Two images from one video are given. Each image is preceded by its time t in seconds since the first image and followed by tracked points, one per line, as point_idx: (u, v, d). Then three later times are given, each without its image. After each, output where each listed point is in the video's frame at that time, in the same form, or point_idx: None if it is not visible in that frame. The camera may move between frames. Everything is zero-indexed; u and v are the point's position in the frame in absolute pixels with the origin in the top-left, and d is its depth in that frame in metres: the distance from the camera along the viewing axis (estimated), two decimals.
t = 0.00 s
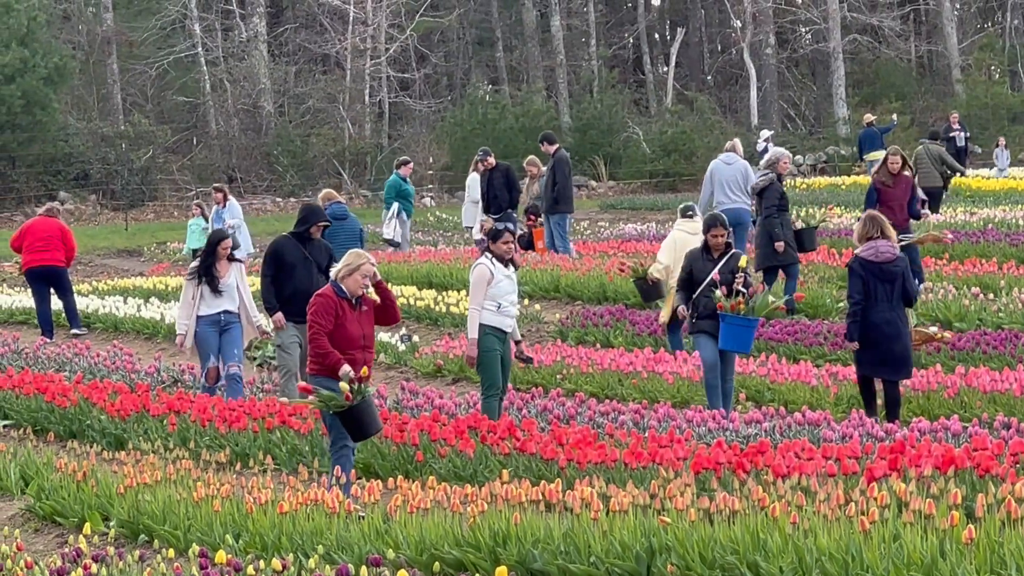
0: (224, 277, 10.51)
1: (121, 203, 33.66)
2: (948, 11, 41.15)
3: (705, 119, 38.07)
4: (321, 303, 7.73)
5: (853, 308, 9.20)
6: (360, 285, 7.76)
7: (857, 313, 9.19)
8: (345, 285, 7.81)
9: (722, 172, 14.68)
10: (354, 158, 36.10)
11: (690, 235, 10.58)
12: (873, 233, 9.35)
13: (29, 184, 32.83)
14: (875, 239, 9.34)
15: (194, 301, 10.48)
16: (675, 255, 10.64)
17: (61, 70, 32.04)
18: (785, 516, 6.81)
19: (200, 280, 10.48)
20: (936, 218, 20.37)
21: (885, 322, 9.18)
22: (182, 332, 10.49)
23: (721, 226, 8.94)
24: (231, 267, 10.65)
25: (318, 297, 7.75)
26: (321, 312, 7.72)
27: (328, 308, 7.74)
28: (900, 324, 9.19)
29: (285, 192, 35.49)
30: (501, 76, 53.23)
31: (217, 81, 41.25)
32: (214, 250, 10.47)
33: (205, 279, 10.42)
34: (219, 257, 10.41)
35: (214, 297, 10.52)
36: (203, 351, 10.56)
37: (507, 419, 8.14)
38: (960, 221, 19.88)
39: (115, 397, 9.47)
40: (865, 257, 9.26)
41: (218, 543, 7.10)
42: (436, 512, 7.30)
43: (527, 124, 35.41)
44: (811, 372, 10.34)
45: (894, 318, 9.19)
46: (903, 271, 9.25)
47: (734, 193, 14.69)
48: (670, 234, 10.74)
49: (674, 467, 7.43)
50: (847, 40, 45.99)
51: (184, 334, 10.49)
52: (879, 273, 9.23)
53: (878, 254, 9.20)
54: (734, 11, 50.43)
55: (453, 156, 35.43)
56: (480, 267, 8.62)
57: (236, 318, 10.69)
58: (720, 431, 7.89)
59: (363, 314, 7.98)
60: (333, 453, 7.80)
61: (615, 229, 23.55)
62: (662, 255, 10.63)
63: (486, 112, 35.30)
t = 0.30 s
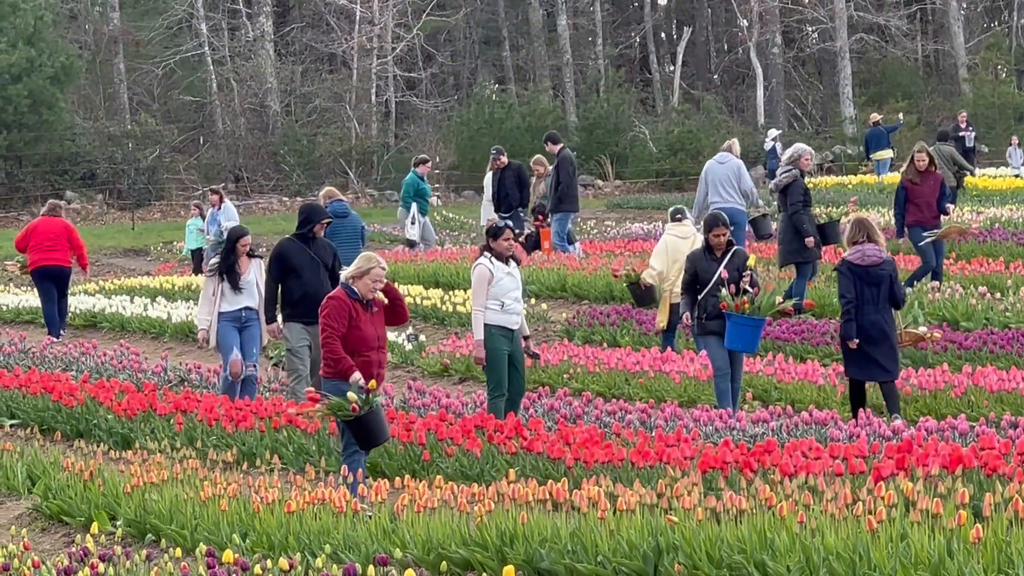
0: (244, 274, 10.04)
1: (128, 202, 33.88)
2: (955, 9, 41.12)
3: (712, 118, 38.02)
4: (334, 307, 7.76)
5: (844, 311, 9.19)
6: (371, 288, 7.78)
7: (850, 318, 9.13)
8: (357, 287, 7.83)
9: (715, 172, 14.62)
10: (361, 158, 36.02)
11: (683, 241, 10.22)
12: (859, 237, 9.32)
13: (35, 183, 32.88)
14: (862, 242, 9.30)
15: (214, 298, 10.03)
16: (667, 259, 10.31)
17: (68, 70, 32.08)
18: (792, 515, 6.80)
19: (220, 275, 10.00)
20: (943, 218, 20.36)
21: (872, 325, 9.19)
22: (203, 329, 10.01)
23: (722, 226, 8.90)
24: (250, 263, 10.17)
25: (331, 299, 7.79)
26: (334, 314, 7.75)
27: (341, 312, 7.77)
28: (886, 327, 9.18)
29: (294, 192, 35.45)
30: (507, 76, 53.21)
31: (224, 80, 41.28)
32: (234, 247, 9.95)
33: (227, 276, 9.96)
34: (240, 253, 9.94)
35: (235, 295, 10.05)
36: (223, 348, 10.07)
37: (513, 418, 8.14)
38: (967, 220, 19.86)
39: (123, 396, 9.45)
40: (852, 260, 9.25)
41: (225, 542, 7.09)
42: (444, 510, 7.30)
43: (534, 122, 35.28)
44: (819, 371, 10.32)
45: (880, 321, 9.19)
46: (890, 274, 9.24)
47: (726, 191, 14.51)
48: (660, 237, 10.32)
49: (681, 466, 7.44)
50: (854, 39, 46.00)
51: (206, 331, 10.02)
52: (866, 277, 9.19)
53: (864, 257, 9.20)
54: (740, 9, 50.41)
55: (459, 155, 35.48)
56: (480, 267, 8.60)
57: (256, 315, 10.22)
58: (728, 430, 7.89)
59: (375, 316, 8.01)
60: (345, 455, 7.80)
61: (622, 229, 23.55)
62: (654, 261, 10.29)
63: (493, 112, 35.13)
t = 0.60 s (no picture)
0: (195, 269, 8.57)
1: (39, 177, 31.03)
2: None
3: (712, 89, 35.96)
4: (304, 309, 6.24)
5: (921, 306, 7.70)
6: (351, 284, 6.25)
7: (928, 313, 7.67)
8: (334, 283, 6.31)
9: (760, 138, 12.02)
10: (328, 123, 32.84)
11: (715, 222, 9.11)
12: (931, 215, 7.84)
13: None
14: (933, 221, 7.83)
15: (157, 298, 8.51)
16: (696, 244, 9.14)
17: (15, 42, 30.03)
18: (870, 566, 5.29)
19: (165, 271, 8.51)
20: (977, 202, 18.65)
21: (952, 321, 7.73)
22: (143, 337, 8.55)
23: (778, 203, 7.47)
24: (202, 257, 8.69)
25: (300, 297, 6.26)
26: (302, 318, 6.23)
27: (313, 315, 6.25)
28: (967, 324, 7.75)
29: (242, 163, 32.51)
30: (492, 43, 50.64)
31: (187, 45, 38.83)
32: (181, 236, 8.44)
33: (174, 272, 8.49)
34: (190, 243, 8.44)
35: (183, 294, 8.54)
36: (167, 360, 8.57)
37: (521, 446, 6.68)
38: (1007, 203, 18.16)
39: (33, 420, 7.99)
40: (926, 241, 7.76)
41: None
42: (434, 559, 5.75)
43: (547, 79, 30.40)
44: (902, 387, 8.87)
45: (961, 317, 7.75)
46: (970, 260, 7.80)
47: (775, 161, 11.97)
48: (689, 220, 9.22)
49: (730, 507, 5.94)
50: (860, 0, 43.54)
51: (148, 339, 8.56)
52: (944, 263, 7.74)
53: (942, 239, 7.72)
54: None
55: (453, 118, 30.95)
56: (474, 259, 7.30)
57: (208, 319, 8.72)
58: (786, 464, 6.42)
59: (357, 320, 6.48)
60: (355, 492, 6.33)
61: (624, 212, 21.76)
62: (681, 247, 9.16)
63: (496, 65, 30.50)
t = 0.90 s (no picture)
0: (173, 265, 7.98)
1: None
2: None
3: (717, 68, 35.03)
4: (303, 309, 5.69)
5: (953, 311, 7.14)
6: (356, 281, 5.70)
7: (963, 319, 7.10)
8: (338, 281, 5.74)
9: (787, 119, 11.55)
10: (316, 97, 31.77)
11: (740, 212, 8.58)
12: (962, 209, 7.27)
13: None
14: (965, 217, 7.26)
15: (129, 297, 7.91)
16: (715, 237, 8.63)
17: None
18: None
19: (139, 268, 7.92)
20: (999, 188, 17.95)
21: (985, 326, 7.18)
22: (111, 339, 7.91)
23: (813, 192, 6.93)
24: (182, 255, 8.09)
25: (300, 296, 5.72)
26: (301, 319, 5.68)
27: (315, 316, 5.70)
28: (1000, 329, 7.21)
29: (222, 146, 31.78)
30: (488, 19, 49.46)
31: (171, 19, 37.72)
32: (158, 227, 7.89)
33: (149, 266, 7.90)
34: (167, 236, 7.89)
35: (159, 292, 7.94)
36: (144, 366, 7.96)
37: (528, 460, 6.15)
38: None
39: None
40: (959, 238, 7.17)
41: None
42: None
43: (555, 53, 29.66)
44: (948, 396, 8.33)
45: (994, 321, 7.20)
46: (1006, 260, 7.25)
47: (805, 144, 11.47)
48: (712, 210, 8.69)
49: (759, 527, 5.37)
50: None
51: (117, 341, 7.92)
52: (979, 264, 7.16)
53: (977, 237, 7.15)
54: None
55: (453, 96, 30.28)
56: (483, 253, 6.84)
57: (186, 321, 8.09)
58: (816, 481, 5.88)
59: (368, 325, 5.89)
60: (355, 511, 5.86)
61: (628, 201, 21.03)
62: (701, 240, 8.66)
63: (499, 38, 29.73)
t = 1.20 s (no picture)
0: (169, 259, 7.82)
1: None
2: None
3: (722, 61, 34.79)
4: (327, 298, 5.60)
5: (946, 301, 7.00)
6: (381, 268, 5.60)
7: (955, 311, 6.97)
8: (362, 271, 5.66)
9: (803, 112, 11.41)
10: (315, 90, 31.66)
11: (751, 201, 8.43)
12: (957, 197, 7.14)
13: None
14: (961, 204, 7.12)
15: (127, 294, 7.77)
16: (724, 225, 8.49)
17: None
18: None
19: (136, 264, 7.78)
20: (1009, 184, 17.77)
21: (979, 317, 7.04)
22: (110, 337, 7.75)
23: (832, 184, 6.78)
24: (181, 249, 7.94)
25: (323, 287, 5.63)
26: (324, 311, 5.59)
27: (338, 307, 5.60)
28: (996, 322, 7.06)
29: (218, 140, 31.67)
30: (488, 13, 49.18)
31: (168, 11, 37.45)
32: (153, 220, 7.73)
33: (145, 261, 7.75)
34: (163, 230, 7.75)
35: (156, 288, 7.80)
36: (145, 365, 7.82)
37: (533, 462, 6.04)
38: None
39: None
40: (953, 227, 7.04)
41: None
42: None
43: (559, 45, 29.63)
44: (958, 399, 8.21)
45: (989, 313, 7.07)
46: (1001, 250, 7.12)
47: (821, 139, 11.37)
48: (722, 197, 8.55)
49: (771, 530, 5.24)
50: None
51: (116, 338, 7.76)
52: (975, 253, 7.03)
53: (972, 225, 7.02)
54: None
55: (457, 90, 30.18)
56: (510, 246, 6.75)
57: (187, 317, 7.93)
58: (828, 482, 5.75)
59: (394, 318, 5.78)
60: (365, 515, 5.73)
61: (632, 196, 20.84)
62: (709, 227, 8.51)
63: (502, 30, 29.72)
